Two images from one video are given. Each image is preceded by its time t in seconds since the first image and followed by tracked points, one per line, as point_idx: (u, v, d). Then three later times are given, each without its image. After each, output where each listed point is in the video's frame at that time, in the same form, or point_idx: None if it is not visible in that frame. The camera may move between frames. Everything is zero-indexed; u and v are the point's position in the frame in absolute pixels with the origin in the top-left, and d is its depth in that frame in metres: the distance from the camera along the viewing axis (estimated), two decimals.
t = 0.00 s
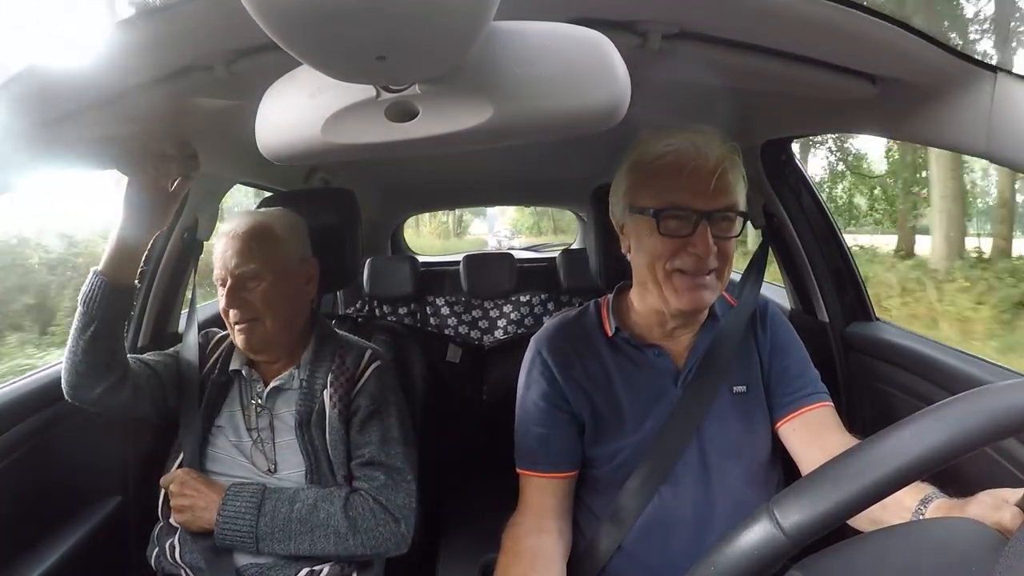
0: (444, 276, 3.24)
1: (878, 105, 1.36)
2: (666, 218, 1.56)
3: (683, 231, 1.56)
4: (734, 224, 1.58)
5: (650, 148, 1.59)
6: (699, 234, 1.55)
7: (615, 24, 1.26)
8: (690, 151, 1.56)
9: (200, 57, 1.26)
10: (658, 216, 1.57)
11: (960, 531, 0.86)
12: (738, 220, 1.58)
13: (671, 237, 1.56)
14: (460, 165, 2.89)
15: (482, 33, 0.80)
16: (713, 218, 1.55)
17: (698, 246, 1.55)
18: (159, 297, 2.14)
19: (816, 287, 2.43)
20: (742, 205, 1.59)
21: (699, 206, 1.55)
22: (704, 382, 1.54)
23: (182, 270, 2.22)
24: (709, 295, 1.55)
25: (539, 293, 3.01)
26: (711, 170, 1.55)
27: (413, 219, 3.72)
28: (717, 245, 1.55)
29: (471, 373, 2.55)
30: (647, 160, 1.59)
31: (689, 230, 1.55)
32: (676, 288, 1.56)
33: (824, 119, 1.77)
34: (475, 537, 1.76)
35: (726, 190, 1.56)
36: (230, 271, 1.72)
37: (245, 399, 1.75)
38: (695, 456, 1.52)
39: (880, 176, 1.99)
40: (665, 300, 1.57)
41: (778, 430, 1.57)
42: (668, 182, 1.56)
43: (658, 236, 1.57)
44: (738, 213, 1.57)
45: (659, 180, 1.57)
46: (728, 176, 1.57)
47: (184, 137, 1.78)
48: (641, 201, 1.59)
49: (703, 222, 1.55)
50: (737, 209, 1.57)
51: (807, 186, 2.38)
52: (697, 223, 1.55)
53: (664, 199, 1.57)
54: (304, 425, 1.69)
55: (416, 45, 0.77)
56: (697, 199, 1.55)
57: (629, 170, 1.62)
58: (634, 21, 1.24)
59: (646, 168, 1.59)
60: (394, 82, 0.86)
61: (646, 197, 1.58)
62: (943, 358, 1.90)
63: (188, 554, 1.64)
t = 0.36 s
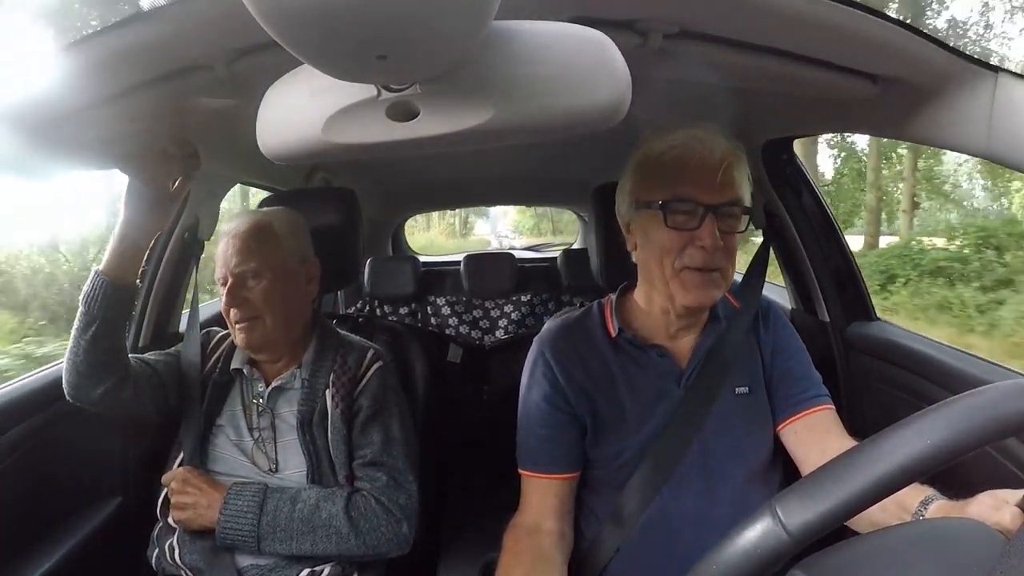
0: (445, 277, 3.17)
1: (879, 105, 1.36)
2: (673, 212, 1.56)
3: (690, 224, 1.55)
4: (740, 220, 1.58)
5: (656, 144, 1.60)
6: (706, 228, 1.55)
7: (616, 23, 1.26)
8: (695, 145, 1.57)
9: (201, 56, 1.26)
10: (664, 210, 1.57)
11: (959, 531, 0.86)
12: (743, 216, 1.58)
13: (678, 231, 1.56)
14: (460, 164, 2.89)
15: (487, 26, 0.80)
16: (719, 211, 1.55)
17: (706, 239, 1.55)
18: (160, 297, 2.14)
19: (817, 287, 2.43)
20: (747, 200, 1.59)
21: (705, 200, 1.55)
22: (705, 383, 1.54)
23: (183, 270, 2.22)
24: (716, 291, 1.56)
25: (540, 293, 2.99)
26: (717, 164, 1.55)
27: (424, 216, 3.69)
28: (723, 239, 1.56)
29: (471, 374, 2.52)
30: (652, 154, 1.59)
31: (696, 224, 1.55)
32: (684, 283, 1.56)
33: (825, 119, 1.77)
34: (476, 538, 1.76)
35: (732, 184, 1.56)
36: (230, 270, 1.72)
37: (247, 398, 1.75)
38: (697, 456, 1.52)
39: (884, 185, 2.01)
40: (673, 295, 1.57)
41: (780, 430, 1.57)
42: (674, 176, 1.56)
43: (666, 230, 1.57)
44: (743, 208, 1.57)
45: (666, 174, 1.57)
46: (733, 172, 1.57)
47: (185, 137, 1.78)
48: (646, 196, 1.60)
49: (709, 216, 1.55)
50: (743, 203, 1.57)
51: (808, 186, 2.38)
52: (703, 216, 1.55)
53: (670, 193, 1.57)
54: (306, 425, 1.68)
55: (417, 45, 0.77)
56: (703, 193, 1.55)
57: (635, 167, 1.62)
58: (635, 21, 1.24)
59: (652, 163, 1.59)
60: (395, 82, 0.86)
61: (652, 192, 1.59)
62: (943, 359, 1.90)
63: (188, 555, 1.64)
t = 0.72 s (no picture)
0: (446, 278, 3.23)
1: (879, 104, 1.36)
2: (669, 207, 1.57)
3: (686, 219, 1.56)
4: (736, 216, 1.58)
5: (653, 143, 1.61)
6: (702, 222, 1.55)
7: (617, 24, 1.26)
8: (690, 140, 1.57)
9: (201, 57, 1.26)
10: (660, 206, 1.57)
11: (961, 528, 0.86)
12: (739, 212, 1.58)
13: (675, 226, 1.56)
14: (460, 164, 2.89)
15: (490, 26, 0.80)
16: (714, 206, 1.55)
17: (703, 234, 1.54)
18: (161, 297, 2.14)
19: (818, 286, 2.43)
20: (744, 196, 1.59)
21: (701, 194, 1.55)
22: (706, 381, 1.54)
23: (184, 270, 2.22)
24: (712, 286, 1.54)
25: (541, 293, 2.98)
26: (711, 161, 1.56)
27: (427, 215, 3.69)
28: (718, 235, 1.55)
29: (470, 374, 2.51)
30: (648, 153, 1.60)
31: (692, 219, 1.55)
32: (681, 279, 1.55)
33: (825, 118, 1.77)
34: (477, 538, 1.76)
35: (727, 180, 1.56)
36: (241, 266, 1.72)
37: (246, 399, 1.76)
38: (696, 455, 1.52)
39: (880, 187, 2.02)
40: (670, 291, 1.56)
41: (781, 429, 1.56)
42: (669, 173, 1.57)
43: (662, 225, 1.57)
44: (739, 203, 1.57)
45: (664, 170, 1.57)
46: (729, 168, 1.57)
47: (186, 137, 1.78)
48: (643, 193, 1.60)
49: (704, 210, 1.55)
50: (739, 199, 1.57)
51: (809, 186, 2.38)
52: (699, 211, 1.55)
53: (666, 188, 1.57)
54: (305, 421, 1.68)
55: (418, 44, 0.77)
56: (699, 187, 1.55)
57: (633, 164, 1.63)
58: (635, 21, 1.24)
59: (648, 160, 1.60)
60: (396, 81, 0.86)
61: (649, 188, 1.59)
62: (942, 357, 1.90)
63: (188, 555, 1.64)
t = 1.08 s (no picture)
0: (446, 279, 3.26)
1: (879, 105, 1.36)
2: (668, 207, 1.57)
3: (686, 220, 1.56)
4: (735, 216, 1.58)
5: (653, 142, 1.61)
6: (701, 222, 1.54)
7: (617, 24, 1.26)
8: (690, 139, 1.57)
9: (203, 56, 1.26)
10: (660, 207, 1.57)
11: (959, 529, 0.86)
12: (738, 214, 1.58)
13: (673, 226, 1.56)
14: (461, 164, 2.89)
15: (493, 20, 0.79)
16: (714, 207, 1.55)
17: (701, 234, 1.54)
18: (162, 296, 2.14)
19: (817, 285, 2.42)
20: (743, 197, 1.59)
21: (700, 194, 1.55)
22: (705, 382, 1.55)
23: (184, 270, 2.22)
24: (712, 287, 1.54)
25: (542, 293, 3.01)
26: (711, 161, 1.56)
27: (435, 213, 3.70)
28: (718, 235, 1.55)
29: (471, 373, 2.58)
30: (648, 153, 1.61)
31: (692, 219, 1.55)
32: (680, 278, 1.54)
33: (825, 119, 1.77)
34: (477, 538, 1.76)
35: (728, 181, 1.56)
36: (257, 264, 1.70)
37: (249, 398, 1.75)
38: (696, 455, 1.52)
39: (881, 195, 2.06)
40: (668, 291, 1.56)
41: (783, 429, 1.56)
42: (667, 173, 1.57)
43: (661, 225, 1.57)
44: (738, 205, 1.57)
45: (664, 170, 1.58)
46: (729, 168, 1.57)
47: (187, 137, 1.78)
48: (643, 192, 1.61)
49: (704, 211, 1.55)
50: (738, 200, 1.57)
51: (810, 187, 2.38)
52: (699, 211, 1.55)
53: (665, 188, 1.58)
54: (308, 422, 1.68)
55: (419, 44, 0.77)
56: (699, 188, 1.55)
57: (632, 164, 1.64)
58: (636, 21, 1.24)
59: (648, 160, 1.61)
60: (397, 81, 0.86)
61: (648, 187, 1.60)
62: (942, 358, 1.90)
63: (188, 555, 1.64)
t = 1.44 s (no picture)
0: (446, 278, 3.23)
1: (879, 104, 1.36)
2: (675, 209, 1.57)
3: (692, 222, 1.56)
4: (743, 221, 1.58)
5: (661, 142, 1.61)
6: (708, 225, 1.55)
7: (617, 24, 1.27)
8: (698, 141, 1.57)
9: (204, 56, 1.27)
10: (667, 208, 1.57)
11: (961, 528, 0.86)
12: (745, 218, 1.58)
13: (680, 228, 1.56)
14: (461, 164, 2.90)
15: (494, 18, 0.79)
16: (721, 210, 1.56)
17: (708, 237, 1.55)
18: (164, 296, 2.14)
19: (819, 283, 2.42)
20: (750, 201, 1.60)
21: (709, 198, 1.56)
22: (706, 382, 1.55)
23: (186, 270, 2.23)
24: (717, 290, 1.55)
25: (543, 293, 3.03)
26: (720, 163, 1.57)
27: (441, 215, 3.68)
28: (725, 239, 1.56)
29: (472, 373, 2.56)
30: (655, 154, 1.60)
31: (698, 222, 1.56)
32: (687, 281, 1.55)
33: (826, 119, 1.77)
34: (477, 538, 1.76)
35: (735, 184, 1.57)
36: (244, 267, 1.73)
37: (247, 398, 1.75)
38: (697, 455, 1.52)
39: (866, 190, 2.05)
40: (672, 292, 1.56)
41: (784, 429, 1.56)
42: (675, 174, 1.57)
43: (668, 227, 1.57)
44: (745, 209, 1.58)
45: (671, 171, 1.58)
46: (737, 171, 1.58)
47: (188, 138, 1.79)
48: (648, 193, 1.60)
49: (711, 214, 1.55)
50: (745, 204, 1.58)
51: (811, 187, 2.38)
52: (705, 214, 1.55)
53: (672, 190, 1.57)
54: (305, 422, 1.69)
55: (421, 45, 0.77)
56: (707, 190, 1.56)
57: (640, 164, 1.63)
58: (636, 21, 1.25)
59: (656, 159, 1.60)
60: (398, 82, 0.86)
61: (656, 189, 1.59)
62: (942, 357, 1.90)
63: (189, 555, 1.64)
